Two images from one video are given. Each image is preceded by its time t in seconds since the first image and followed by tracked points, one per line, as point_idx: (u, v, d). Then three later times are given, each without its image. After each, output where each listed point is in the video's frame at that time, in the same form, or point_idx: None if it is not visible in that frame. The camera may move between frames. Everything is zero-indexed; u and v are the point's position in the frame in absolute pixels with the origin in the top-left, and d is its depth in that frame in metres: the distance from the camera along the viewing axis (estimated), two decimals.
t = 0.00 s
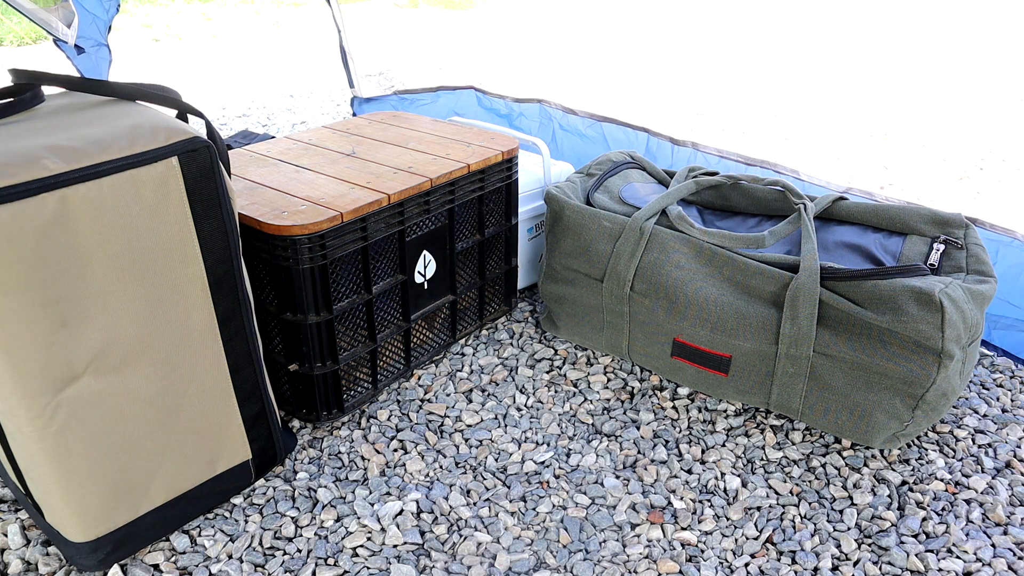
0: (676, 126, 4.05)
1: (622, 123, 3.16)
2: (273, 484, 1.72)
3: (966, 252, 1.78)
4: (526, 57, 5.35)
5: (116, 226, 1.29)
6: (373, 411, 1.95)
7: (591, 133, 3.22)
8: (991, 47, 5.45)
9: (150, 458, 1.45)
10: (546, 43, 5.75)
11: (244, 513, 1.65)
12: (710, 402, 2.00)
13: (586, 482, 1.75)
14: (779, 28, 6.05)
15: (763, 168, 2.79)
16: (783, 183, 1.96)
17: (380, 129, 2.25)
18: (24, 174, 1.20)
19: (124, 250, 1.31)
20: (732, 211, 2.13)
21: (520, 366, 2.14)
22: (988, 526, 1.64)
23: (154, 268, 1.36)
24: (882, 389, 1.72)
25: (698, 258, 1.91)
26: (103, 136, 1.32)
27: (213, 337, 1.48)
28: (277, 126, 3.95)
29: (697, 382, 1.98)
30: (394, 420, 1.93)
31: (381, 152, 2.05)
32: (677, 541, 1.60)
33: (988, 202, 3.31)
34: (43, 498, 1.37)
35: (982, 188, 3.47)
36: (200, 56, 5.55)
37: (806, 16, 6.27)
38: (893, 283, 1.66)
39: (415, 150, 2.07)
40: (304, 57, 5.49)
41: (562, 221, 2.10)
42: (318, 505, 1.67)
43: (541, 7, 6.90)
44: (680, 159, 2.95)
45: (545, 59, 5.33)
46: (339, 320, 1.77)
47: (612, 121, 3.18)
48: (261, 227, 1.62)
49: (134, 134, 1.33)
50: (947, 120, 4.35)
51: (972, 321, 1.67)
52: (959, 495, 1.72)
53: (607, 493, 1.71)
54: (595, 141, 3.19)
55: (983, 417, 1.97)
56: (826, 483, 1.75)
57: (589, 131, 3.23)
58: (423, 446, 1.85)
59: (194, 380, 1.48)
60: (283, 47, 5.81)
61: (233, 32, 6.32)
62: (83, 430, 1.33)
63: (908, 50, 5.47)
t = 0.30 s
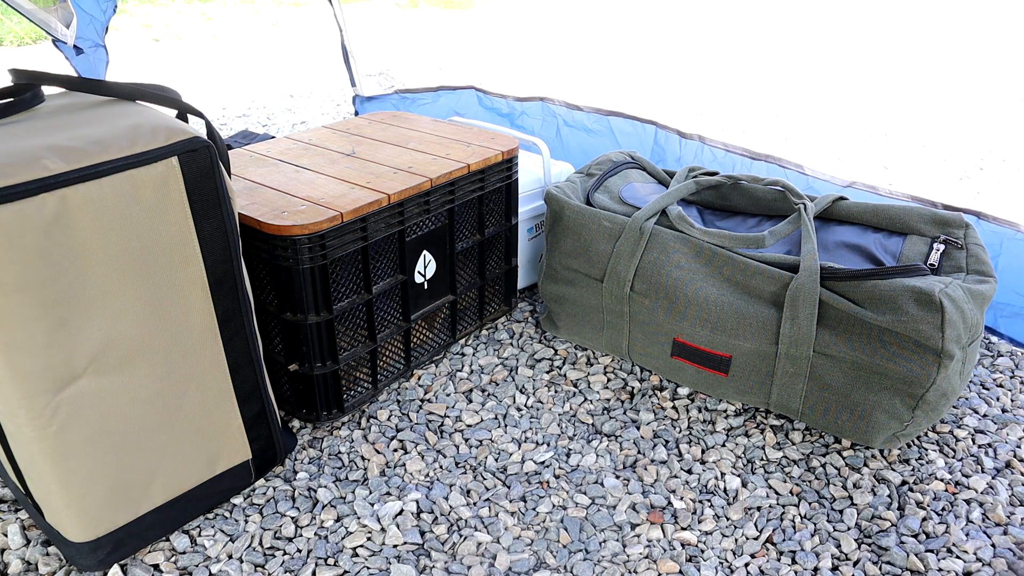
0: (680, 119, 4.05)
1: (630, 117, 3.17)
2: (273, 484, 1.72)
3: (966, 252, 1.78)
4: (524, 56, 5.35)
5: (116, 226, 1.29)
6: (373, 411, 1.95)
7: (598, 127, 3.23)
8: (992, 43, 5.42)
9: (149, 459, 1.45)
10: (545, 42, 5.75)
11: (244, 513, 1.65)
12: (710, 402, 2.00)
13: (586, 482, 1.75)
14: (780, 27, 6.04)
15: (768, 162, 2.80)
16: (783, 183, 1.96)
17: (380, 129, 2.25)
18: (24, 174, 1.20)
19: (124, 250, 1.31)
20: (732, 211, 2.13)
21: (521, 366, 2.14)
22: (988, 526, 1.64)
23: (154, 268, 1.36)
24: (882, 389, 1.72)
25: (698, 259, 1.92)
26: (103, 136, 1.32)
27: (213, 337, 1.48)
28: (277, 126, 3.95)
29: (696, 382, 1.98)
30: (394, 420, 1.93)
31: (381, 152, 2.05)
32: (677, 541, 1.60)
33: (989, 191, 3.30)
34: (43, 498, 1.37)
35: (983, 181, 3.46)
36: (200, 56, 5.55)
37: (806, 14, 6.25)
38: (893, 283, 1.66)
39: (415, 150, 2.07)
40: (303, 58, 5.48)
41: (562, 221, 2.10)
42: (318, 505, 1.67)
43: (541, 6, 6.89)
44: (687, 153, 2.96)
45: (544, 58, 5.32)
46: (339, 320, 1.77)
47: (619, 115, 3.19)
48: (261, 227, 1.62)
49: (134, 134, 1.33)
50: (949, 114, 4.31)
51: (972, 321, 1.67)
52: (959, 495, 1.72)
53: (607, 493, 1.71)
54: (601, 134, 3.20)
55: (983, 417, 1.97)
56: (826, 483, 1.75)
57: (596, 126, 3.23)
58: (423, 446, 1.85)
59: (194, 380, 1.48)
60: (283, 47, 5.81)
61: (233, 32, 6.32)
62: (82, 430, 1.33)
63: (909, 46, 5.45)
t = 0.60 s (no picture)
0: (682, 111, 4.02)
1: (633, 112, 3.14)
2: (273, 484, 1.72)
3: (966, 252, 1.79)
4: (525, 56, 5.34)
5: (116, 226, 1.29)
6: (373, 411, 1.95)
7: (601, 124, 3.21)
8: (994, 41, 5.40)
9: (149, 458, 1.45)
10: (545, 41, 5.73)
11: (244, 513, 1.65)
12: (710, 402, 2.00)
13: (586, 482, 1.75)
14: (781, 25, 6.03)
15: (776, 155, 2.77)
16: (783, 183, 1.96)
17: (381, 129, 2.25)
18: (24, 175, 1.20)
19: (124, 250, 1.31)
20: (732, 211, 2.13)
21: (520, 366, 2.14)
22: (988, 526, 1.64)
23: (154, 268, 1.36)
24: (882, 389, 1.72)
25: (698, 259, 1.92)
26: (103, 136, 1.32)
27: (213, 337, 1.48)
28: (277, 126, 3.95)
29: (696, 382, 1.98)
30: (394, 420, 1.93)
31: (381, 152, 2.05)
32: (677, 541, 1.60)
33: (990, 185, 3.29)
34: (44, 498, 1.38)
35: (983, 175, 3.44)
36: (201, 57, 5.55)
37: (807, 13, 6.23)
38: (893, 282, 1.66)
39: (415, 150, 2.07)
40: (304, 58, 5.48)
41: (563, 221, 2.11)
42: (318, 505, 1.67)
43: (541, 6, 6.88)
44: (696, 146, 2.94)
45: (544, 57, 5.31)
46: (339, 321, 1.77)
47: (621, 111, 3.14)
48: (261, 227, 1.62)
49: (134, 134, 1.33)
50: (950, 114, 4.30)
51: (972, 321, 1.67)
52: (959, 495, 1.72)
53: (607, 493, 1.71)
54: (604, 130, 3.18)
55: (983, 417, 1.97)
56: (826, 484, 1.75)
57: (599, 123, 3.21)
58: (423, 446, 1.85)
59: (195, 380, 1.48)
60: (283, 47, 5.81)
61: (233, 32, 6.33)
62: (83, 430, 1.33)
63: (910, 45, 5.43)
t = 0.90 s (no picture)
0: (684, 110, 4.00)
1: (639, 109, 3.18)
2: (273, 484, 1.72)
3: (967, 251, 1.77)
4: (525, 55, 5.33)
5: (116, 226, 1.29)
6: (373, 411, 1.95)
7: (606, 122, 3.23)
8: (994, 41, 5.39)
9: (149, 459, 1.45)
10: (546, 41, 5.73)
11: (244, 513, 1.65)
12: (710, 402, 2.00)
13: (586, 482, 1.75)
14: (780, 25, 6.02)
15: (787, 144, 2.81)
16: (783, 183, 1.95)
17: (380, 130, 2.25)
18: (24, 175, 1.20)
19: (124, 250, 1.31)
20: (732, 211, 2.13)
21: (520, 366, 2.14)
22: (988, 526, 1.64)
23: (154, 269, 1.36)
24: (883, 389, 1.72)
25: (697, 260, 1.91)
26: (103, 136, 1.32)
27: (214, 337, 1.48)
28: (277, 126, 3.95)
29: (697, 382, 1.98)
30: (394, 420, 1.93)
31: (381, 152, 2.05)
32: (677, 541, 1.60)
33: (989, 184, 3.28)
34: (43, 499, 1.37)
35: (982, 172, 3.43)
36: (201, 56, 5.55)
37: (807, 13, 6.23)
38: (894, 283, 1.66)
39: (415, 150, 2.07)
40: (305, 58, 5.48)
41: (563, 221, 2.11)
42: (318, 505, 1.67)
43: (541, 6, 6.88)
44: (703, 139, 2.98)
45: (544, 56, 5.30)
46: (339, 320, 1.77)
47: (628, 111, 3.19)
48: (260, 227, 1.62)
49: (134, 134, 1.33)
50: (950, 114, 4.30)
51: (972, 320, 1.68)
52: (959, 495, 1.72)
53: (607, 493, 1.71)
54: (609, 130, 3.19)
55: (983, 417, 1.97)
56: (826, 483, 1.75)
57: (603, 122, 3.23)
58: (423, 446, 1.85)
59: (195, 381, 1.48)
60: (283, 47, 5.81)
61: (233, 32, 6.32)
62: (82, 430, 1.33)
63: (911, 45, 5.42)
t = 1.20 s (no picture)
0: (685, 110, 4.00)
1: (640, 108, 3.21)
2: (273, 484, 1.72)
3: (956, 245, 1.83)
4: (526, 55, 5.31)
5: (116, 226, 1.29)
6: (373, 411, 1.95)
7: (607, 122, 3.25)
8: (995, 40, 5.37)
9: (149, 459, 1.45)
10: (546, 41, 5.72)
11: (244, 513, 1.65)
12: (710, 402, 2.00)
13: (586, 482, 1.75)
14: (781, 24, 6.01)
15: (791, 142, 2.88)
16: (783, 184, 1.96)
17: (380, 130, 2.25)
18: (24, 175, 1.20)
19: (124, 250, 1.31)
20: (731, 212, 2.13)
21: (521, 366, 2.14)
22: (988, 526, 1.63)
23: (154, 269, 1.36)
24: (881, 389, 1.72)
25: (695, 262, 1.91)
26: (103, 136, 1.32)
27: (213, 337, 1.48)
28: (277, 126, 3.95)
29: (695, 385, 1.97)
30: (394, 420, 1.93)
31: (381, 152, 2.05)
32: (677, 541, 1.60)
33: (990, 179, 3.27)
34: (43, 499, 1.38)
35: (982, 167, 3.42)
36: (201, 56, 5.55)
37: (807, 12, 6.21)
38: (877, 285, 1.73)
39: (415, 150, 2.07)
40: (305, 58, 5.48)
41: (559, 226, 2.12)
42: (318, 505, 1.67)
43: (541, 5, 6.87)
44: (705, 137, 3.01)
45: (545, 56, 5.30)
46: (339, 321, 1.77)
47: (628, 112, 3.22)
48: (260, 227, 1.62)
49: (134, 133, 1.33)
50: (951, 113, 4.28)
51: (966, 315, 1.69)
52: (959, 495, 1.72)
53: (607, 493, 1.71)
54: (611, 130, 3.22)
55: (983, 417, 1.97)
56: (826, 484, 1.75)
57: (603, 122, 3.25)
58: (423, 446, 1.85)
59: (195, 381, 1.48)
60: (283, 47, 5.81)
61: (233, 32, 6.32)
62: (82, 430, 1.33)
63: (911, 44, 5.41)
